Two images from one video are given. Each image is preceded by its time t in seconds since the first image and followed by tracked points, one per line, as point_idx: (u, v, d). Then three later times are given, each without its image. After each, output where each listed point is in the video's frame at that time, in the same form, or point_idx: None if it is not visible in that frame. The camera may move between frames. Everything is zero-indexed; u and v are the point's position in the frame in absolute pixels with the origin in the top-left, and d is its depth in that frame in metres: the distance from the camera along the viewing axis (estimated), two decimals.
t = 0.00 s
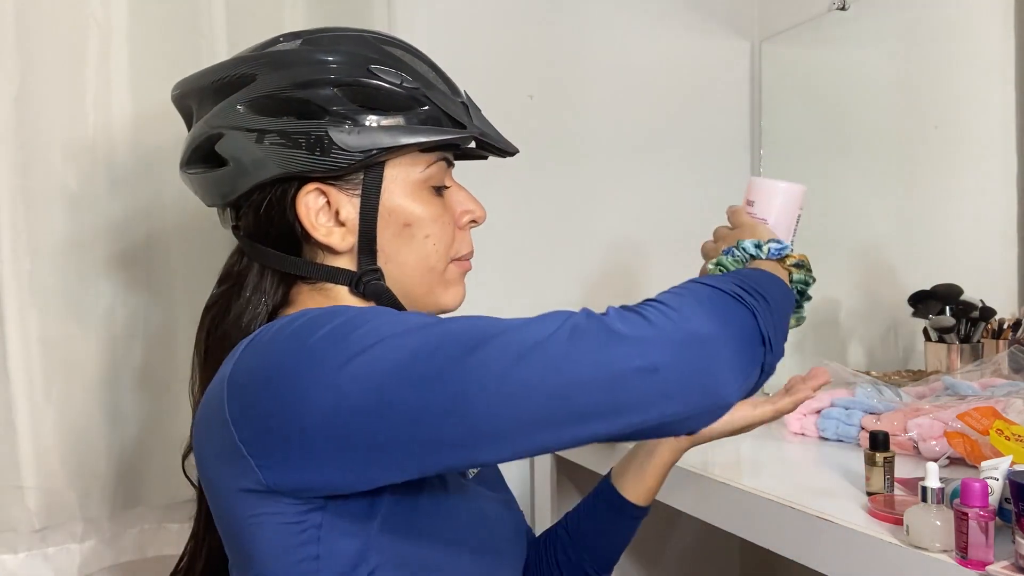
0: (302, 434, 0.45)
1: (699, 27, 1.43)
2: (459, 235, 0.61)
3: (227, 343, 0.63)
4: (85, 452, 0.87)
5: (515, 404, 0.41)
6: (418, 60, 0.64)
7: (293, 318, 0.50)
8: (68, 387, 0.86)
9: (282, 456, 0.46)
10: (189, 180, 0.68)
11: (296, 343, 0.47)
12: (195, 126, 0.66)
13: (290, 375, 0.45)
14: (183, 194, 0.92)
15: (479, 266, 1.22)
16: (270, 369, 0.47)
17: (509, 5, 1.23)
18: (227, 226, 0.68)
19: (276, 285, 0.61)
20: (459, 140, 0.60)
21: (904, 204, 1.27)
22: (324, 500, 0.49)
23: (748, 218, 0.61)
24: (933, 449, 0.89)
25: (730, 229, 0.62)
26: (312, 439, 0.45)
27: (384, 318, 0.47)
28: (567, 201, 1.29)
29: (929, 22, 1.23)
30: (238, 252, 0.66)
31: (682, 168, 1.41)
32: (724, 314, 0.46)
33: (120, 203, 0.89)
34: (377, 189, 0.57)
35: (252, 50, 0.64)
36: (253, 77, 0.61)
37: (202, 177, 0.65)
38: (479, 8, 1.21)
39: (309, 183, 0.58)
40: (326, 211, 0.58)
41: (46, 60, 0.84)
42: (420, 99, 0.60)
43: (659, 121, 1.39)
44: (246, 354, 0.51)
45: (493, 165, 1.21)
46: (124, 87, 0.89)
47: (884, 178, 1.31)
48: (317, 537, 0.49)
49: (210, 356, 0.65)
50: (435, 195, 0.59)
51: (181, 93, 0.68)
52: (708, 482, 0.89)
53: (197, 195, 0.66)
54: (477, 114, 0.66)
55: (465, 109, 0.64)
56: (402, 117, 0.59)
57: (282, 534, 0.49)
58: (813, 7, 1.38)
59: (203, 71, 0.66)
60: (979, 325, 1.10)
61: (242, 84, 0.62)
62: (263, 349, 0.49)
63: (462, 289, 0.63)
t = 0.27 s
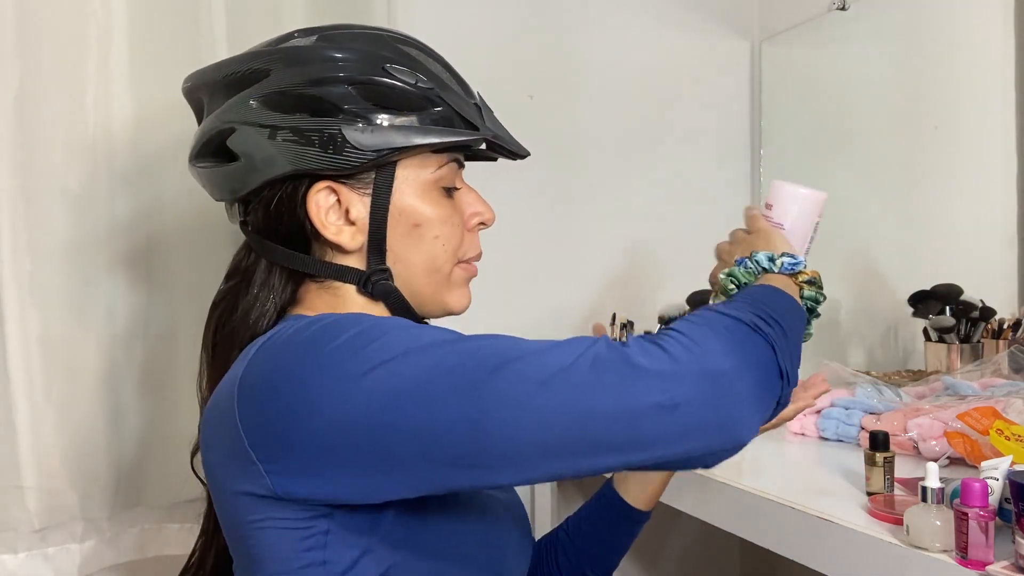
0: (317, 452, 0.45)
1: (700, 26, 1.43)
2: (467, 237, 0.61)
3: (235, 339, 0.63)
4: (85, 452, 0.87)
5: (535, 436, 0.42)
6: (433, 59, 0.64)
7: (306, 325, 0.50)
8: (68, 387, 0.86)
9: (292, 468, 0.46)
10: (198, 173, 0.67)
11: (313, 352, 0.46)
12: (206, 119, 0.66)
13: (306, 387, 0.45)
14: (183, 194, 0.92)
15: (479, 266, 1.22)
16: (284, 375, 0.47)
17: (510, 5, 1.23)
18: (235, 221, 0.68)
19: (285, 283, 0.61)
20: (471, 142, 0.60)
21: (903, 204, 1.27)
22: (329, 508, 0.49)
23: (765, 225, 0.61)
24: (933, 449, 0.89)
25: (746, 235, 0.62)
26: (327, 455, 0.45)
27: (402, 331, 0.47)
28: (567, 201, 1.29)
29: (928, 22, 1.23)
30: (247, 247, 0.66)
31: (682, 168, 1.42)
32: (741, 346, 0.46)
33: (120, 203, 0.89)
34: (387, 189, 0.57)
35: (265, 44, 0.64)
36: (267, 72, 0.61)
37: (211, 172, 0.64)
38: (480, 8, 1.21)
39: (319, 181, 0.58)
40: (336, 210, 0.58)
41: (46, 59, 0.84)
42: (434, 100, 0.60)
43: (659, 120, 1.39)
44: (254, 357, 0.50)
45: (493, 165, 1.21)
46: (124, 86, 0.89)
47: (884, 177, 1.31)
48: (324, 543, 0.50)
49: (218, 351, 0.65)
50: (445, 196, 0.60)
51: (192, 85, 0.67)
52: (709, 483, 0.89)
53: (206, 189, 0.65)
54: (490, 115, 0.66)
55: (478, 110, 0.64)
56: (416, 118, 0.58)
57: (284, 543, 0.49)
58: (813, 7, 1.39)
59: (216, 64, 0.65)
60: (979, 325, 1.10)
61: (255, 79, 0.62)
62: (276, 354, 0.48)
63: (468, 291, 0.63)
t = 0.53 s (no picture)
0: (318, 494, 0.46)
1: (699, 26, 1.43)
2: (473, 240, 0.62)
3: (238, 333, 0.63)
4: (84, 452, 0.87)
5: (530, 530, 0.43)
6: (447, 62, 0.64)
7: (325, 345, 0.50)
8: (67, 387, 0.86)
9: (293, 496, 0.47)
10: (206, 164, 0.67)
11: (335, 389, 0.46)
12: (217, 111, 0.65)
13: (323, 425, 0.46)
14: (183, 195, 0.92)
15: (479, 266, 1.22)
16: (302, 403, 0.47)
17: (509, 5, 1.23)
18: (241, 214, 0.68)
19: (290, 279, 0.61)
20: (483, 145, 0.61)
21: (903, 204, 1.27)
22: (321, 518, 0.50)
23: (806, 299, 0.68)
24: (933, 449, 0.89)
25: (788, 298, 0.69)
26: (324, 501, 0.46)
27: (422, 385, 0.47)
28: (567, 201, 1.29)
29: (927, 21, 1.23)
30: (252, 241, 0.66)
31: (681, 169, 1.42)
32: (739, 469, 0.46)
33: (120, 203, 0.89)
34: (397, 189, 0.58)
35: (280, 38, 0.64)
36: (280, 66, 0.60)
37: (220, 164, 0.64)
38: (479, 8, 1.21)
39: (329, 178, 0.58)
40: (344, 207, 0.58)
41: (46, 60, 0.84)
42: (449, 102, 0.60)
43: (659, 120, 1.39)
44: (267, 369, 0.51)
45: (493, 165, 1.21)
46: (124, 86, 0.89)
47: (884, 178, 1.31)
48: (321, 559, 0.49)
49: (221, 344, 0.65)
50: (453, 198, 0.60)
51: (205, 78, 0.67)
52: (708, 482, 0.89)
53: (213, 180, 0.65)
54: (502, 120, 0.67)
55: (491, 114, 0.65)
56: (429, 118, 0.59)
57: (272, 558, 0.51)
58: (813, 7, 1.39)
59: (229, 56, 0.65)
60: (978, 325, 1.11)
61: (268, 73, 0.62)
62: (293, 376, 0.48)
63: (473, 294, 0.63)
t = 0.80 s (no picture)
0: (356, 514, 0.49)
1: (699, 26, 1.43)
2: (479, 244, 0.62)
3: (239, 331, 0.63)
4: (84, 452, 0.87)
5: (547, 550, 0.49)
6: (456, 63, 0.65)
7: (361, 365, 0.52)
8: (67, 387, 0.86)
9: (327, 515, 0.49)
10: (207, 158, 0.66)
11: (379, 416, 0.49)
12: (220, 105, 0.64)
13: (370, 452, 0.48)
14: (183, 195, 0.92)
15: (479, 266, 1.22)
16: (347, 426, 0.49)
17: (509, 5, 1.23)
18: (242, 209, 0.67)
19: (297, 280, 0.61)
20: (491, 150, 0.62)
21: (904, 204, 1.27)
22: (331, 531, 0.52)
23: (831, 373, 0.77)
24: (933, 449, 0.89)
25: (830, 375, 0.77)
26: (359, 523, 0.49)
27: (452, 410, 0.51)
28: (567, 201, 1.29)
29: (928, 21, 1.23)
30: (252, 238, 0.66)
31: (681, 169, 1.41)
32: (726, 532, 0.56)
33: (120, 203, 0.89)
34: (407, 192, 0.58)
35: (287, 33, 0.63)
36: (290, 64, 0.60)
37: (224, 160, 0.63)
38: (479, 8, 1.21)
39: (337, 179, 0.58)
40: (351, 208, 0.58)
41: (46, 60, 0.84)
42: (460, 107, 0.61)
43: (660, 121, 1.39)
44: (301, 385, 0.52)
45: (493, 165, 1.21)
46: (124, 86, 0.89)
47: (884, 178, 1.31)
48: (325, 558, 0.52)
49: (221, 341, 0.65)
50: (459, 202, 0.61)
51: (207, 69, 0.66)
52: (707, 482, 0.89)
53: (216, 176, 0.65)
54: (509, 124, 0.67)
55: (498, 118, 0.65)
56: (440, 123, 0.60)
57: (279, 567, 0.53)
58: (813, 6, 1.38)
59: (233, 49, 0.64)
60: (978, 325, 1.13)
61: (275, 69, 0.61)
62: (336, 397, 0.50)
63: (479, 295, 0.64)
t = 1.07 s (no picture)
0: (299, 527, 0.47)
1: (699, 26, 1.43)
2: (490, 241, 0.61)
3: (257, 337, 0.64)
4: (85, 452, 0.87)
5: None
6: (454, 60, 0.64)
7: (352, 377, 0.50)
8: (67, 388, 0.86)
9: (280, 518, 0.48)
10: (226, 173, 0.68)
11: (350, 434, 0.47)
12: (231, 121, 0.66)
13: (326, 468, 0.46)
14: (183, 196, 0.92)
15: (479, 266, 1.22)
16: (316, 436, 0.47)
17: (509, 5, 1.23)
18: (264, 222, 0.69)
19: (310, 284, 0.62)
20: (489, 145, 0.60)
21: (903, 204, 1.27)
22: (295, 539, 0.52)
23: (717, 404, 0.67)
24: (933, 449, 0.89)
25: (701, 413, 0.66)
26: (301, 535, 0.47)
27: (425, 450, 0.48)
28: (567, 201, 1.29)
29: (928, 21, 1.23)
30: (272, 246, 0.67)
31: (681, 169, 1.41)
32: None
33: (121, 204, 0.89)
34: (405, 193, 0.57)
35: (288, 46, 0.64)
36: (284, 78, 0.61)
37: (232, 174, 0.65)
38: (479, 8, 1.21)
39: (335, 186, 0.58)
40: (351, 214, 0.58)
41: (46, 60, 0.84)
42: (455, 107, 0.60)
43: (660, 121, 1.39)
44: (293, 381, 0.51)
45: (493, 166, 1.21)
46: (124, 86, 0.89)
47: (884, 178, 1.31)
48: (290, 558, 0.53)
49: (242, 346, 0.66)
50: (466, 199, 0.59)
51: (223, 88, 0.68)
52: (711, 482, 0.89)
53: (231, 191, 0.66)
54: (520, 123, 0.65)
55: (503, 116, 0.64)
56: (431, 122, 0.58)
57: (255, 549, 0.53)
58: (813, 6, 1.38)
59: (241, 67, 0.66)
60: (978, 325, 1.12)
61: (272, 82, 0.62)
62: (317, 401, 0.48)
63: (496, 291, 0.62)
